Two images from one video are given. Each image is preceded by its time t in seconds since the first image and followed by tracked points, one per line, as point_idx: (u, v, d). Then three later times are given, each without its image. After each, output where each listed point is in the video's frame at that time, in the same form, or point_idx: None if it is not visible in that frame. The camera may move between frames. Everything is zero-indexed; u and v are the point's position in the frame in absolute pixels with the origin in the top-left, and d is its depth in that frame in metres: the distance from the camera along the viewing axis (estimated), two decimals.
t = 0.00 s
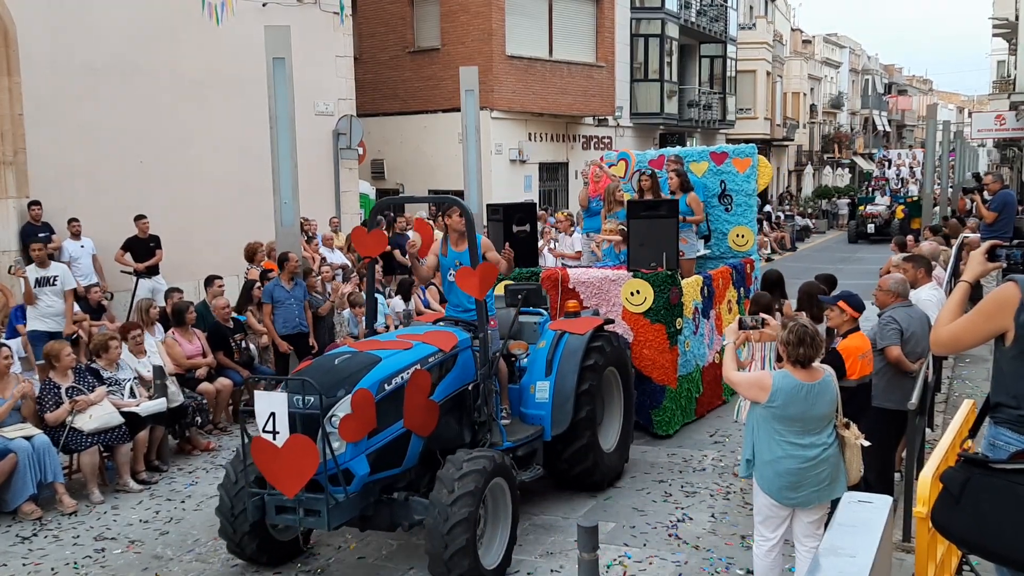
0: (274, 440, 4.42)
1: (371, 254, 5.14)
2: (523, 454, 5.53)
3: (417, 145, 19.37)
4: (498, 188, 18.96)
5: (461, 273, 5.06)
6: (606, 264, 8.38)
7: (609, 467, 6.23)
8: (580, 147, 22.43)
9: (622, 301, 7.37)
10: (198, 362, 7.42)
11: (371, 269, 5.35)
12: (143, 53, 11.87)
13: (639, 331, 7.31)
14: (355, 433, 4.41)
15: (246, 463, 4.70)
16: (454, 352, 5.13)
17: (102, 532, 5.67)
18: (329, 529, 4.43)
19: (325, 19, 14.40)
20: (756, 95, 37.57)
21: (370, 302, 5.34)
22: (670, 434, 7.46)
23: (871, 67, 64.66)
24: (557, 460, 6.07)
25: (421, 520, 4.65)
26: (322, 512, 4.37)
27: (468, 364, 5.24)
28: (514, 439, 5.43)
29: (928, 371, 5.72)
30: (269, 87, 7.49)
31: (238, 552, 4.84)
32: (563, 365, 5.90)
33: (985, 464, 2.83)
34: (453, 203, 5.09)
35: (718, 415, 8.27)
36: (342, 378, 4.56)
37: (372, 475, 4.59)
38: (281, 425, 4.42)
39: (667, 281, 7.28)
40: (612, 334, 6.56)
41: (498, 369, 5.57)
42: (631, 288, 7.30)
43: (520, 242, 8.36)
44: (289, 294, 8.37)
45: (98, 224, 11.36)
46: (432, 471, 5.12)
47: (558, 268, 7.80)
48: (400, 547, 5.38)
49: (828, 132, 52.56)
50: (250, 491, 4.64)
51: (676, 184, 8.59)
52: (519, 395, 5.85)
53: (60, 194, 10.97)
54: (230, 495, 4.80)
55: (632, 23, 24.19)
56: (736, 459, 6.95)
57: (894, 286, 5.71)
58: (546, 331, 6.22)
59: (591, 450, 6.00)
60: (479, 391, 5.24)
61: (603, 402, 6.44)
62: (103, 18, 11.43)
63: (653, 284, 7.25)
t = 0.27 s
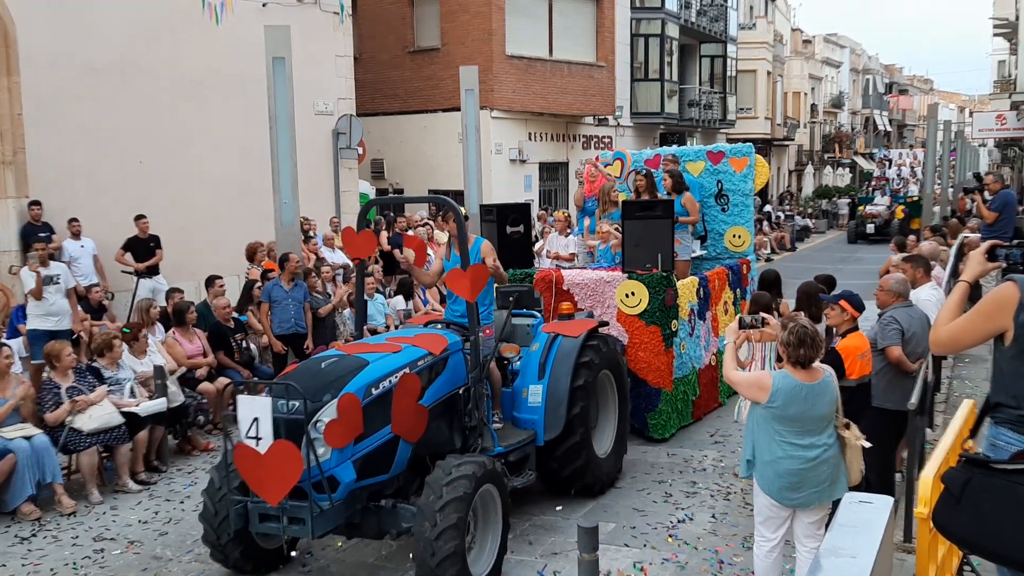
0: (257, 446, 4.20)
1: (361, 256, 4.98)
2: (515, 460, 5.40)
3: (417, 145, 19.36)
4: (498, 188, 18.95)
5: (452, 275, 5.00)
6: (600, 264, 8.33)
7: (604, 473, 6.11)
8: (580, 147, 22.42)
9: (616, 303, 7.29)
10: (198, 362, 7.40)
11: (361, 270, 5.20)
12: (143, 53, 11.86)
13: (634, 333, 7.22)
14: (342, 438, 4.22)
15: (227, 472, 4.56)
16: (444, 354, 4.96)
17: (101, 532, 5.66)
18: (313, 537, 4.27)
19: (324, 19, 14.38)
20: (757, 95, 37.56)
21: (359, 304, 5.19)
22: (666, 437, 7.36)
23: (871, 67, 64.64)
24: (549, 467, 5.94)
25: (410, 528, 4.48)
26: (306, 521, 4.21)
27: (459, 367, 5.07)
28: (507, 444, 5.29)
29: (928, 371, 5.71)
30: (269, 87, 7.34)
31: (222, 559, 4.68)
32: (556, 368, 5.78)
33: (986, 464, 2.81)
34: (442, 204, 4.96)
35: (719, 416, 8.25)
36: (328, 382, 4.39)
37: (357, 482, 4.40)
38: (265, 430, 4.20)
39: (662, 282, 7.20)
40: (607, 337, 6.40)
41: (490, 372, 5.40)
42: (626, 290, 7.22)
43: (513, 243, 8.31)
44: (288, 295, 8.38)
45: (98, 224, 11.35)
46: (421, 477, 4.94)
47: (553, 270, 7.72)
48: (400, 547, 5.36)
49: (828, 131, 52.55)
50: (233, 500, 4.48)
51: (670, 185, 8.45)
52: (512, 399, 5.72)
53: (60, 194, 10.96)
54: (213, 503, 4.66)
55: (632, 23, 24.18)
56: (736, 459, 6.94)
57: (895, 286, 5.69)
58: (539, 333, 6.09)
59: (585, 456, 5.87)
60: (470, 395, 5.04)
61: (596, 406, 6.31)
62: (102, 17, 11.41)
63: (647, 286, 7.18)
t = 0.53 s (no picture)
0: (241, 452, 4.17)
1: (350, 258, 4.89)
2: (507, 465, 5.37)
3: (417, 145, 19.37)
4: (497, 189, 18.96)
5: (443, 277, 4.86)
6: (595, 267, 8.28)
7: (598, 478, 6.05)
8: (580, 147, 22.42)
9: (611, 305, 7.23)
10: (198, 362, 7.40)
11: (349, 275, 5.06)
12: (143, 53, 11.87)
13: (629, 336, 7.16)
14: (328, 444, 4.20)
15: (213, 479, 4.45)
16: (434, 359, 4.93)
17: (102, 532, 5.67)
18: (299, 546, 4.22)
19: (324, 18, 14.39)
20: (757, 95, 37.55)
21: (348, 305, 5.06)
22: (662, 441, 7.31)
23: (871, 67, 64.63)
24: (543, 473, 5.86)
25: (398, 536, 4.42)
26: (293, 528, 4.16)
27: (450, 371, 5.04)
28: (498, 449, 5.27)
29: (928, 372, 5.73)
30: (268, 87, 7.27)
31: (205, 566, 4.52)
32: (549, 372, 5.76)
33: (985, 464, 2.82)
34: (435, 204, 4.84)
35: (720, 416, 8.25)
36: (315, 386, 4.33)
37: (344, 489, 4.37)
38: (249, 436, 4.16)
39: (657, 285, 7.11)
40: (601, 341, 6.37)
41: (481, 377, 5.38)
42: (620, 292, 7.17)
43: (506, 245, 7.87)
44: (287, 295, 8.37)
45: (98, 224, 11.36)
46: (410, 483, 4.88)
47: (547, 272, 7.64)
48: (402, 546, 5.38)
49: (828, 132, 52.54)
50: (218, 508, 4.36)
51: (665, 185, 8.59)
52: (505, 403, 5.72)
53: (60, 194, 10.97)
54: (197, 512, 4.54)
55: (632, 23, 24.18)
56: (736, 459, 6.96)
57: (893, 287, 5.71)
58: (533, 336, 6.04)
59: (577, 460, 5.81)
60: (460, 400, 5.02)
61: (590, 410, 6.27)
62: (103, 17, 11.42)
63: (643, 288, 7.11)
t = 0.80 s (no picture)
0: (224, 458, 4.12)
1: (338, 259, 4.89)
2: (500, 471, 5.25)
3: (417, 145, 19.37)
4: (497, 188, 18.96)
5: (433, 278, 4.80)
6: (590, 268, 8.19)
7: (591, 485, 5.94)
8: (580, 147, 22.43)
9: (606, 308, 7.09)
10: (198, 362, 7.39)
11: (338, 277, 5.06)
12: (143, 53, 11.87)
13: (624, 339, 7.03)
14: (313, 451, 4.13)
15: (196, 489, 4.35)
16: (424, 362, 4.83)
17: (102, 532, 5.67)
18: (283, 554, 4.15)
19: (324, 19, 14.39)
20: (757, 95, 37.54)
21: (337, 310, 5.06)
22: (657, 445, 7.19)
23: (871, 67, 64.60)
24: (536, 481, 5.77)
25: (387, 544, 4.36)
26: (276, 537, 4.09)
27: (440, 375, 4.95)
28: (490, 454, 5.16)
29: (928, 371, 5.73)
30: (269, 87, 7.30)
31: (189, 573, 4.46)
32: (542, 375, 5.65)
33: (985, 463, 2.82)
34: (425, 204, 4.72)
35: (721, 416, 8.25)
36: (300, 392, 4.25)
37: (330, 496, 4.30)
38: (231, 442, 4.11)
39: (653, 286, 7.03)
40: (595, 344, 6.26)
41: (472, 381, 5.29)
42: (615, 294, 7.04)
43: (501, 245, 7.91)
44: (289, 296, 8.41)
45: (98, 224, 11.36)
46: (399, 490, 4.80)
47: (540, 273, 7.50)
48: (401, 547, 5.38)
49: (828, 132, 52.53)
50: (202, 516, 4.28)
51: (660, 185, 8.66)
52: (496, 407, 5.61)
53: (60, 194, 10.97)
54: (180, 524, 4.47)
55: (632, 23, 24.17)
56: (736, 459, 6.96)
57: (891, 287, 5.70)
58: (526, 340, 5.90)
59: (571, 465, 5.72)
60: (451, 404, 4.93)
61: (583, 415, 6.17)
62: (103, 17, 11.42)
63: (638, 290, 6.99)
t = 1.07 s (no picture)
0: (205, 467, 3.94)
1: (327, 262, 4.82)
2: (490, 477, 5.18)
3: (417, 145, 19.37)
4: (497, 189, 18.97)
5: (422, 281, 4.70)
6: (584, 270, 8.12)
7: (585, 490, 5.81)
8: (580, 147, 22.43)
9: (600, 310, 7.01)
10: (198, 362, 7.37)
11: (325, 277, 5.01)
12: (143, 53, 11.87)
13: (619, 341, 6.94)
14: (296, 459, 4.02)
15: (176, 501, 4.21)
16: (412, 366, 4.76)
17: (102, 532, 5.66)
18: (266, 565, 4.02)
19: (324, 19, 14.39)
20: (757, 95, 37.54)
21: (325, 311, 5.02)
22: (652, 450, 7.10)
23: (872, 67, 64.58)
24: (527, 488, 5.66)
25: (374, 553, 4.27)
26: (258, 547, 3.96)
27: (429, 379, 4.88)
28: (481, 460, 5.08)
29: (928, 371, 5.72)
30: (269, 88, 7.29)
31: None
32: (534, 379, 5.51)
33: (985, 463, 2.82)
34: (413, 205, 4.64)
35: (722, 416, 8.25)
36: (284, 397, 4.16)
37: (315, 504, 4.19)
38: (213, 450, 3.94)
39: (648, 288, 6.94)
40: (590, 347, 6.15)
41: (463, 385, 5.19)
42: (610, 295, 6.96)
43: (493, 246, 7.71)
44: (289, 296, 8.41)
45: (98, 224, 11.36)
46: (387, 497, 4.72)
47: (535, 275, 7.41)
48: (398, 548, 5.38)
49: (828, 132, 52.53)
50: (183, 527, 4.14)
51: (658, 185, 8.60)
52: (488, 411, 5.51)
53: (60, 194, 10.97)
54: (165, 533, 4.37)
55: (632, 23, 24.17)
56: (736, 459, 6.96)
57: (890, 287, 5.70)
58: (518, 342, 5.75)
59: (563, 470, 5.58)
60: (440, 409, 4.86)
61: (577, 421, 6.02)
62: (103, 17, 11.42)
63: (633, 292, 6.91)
